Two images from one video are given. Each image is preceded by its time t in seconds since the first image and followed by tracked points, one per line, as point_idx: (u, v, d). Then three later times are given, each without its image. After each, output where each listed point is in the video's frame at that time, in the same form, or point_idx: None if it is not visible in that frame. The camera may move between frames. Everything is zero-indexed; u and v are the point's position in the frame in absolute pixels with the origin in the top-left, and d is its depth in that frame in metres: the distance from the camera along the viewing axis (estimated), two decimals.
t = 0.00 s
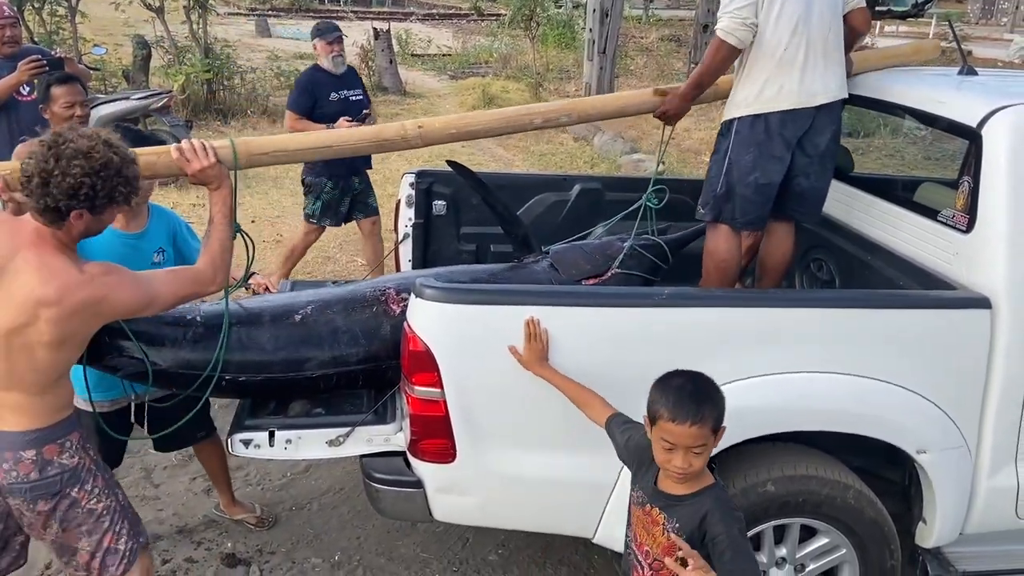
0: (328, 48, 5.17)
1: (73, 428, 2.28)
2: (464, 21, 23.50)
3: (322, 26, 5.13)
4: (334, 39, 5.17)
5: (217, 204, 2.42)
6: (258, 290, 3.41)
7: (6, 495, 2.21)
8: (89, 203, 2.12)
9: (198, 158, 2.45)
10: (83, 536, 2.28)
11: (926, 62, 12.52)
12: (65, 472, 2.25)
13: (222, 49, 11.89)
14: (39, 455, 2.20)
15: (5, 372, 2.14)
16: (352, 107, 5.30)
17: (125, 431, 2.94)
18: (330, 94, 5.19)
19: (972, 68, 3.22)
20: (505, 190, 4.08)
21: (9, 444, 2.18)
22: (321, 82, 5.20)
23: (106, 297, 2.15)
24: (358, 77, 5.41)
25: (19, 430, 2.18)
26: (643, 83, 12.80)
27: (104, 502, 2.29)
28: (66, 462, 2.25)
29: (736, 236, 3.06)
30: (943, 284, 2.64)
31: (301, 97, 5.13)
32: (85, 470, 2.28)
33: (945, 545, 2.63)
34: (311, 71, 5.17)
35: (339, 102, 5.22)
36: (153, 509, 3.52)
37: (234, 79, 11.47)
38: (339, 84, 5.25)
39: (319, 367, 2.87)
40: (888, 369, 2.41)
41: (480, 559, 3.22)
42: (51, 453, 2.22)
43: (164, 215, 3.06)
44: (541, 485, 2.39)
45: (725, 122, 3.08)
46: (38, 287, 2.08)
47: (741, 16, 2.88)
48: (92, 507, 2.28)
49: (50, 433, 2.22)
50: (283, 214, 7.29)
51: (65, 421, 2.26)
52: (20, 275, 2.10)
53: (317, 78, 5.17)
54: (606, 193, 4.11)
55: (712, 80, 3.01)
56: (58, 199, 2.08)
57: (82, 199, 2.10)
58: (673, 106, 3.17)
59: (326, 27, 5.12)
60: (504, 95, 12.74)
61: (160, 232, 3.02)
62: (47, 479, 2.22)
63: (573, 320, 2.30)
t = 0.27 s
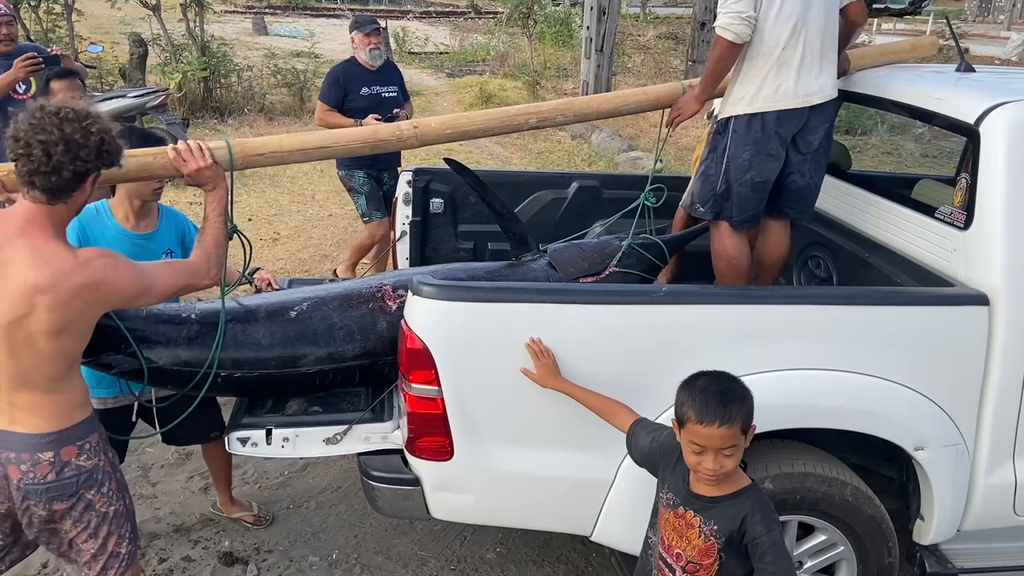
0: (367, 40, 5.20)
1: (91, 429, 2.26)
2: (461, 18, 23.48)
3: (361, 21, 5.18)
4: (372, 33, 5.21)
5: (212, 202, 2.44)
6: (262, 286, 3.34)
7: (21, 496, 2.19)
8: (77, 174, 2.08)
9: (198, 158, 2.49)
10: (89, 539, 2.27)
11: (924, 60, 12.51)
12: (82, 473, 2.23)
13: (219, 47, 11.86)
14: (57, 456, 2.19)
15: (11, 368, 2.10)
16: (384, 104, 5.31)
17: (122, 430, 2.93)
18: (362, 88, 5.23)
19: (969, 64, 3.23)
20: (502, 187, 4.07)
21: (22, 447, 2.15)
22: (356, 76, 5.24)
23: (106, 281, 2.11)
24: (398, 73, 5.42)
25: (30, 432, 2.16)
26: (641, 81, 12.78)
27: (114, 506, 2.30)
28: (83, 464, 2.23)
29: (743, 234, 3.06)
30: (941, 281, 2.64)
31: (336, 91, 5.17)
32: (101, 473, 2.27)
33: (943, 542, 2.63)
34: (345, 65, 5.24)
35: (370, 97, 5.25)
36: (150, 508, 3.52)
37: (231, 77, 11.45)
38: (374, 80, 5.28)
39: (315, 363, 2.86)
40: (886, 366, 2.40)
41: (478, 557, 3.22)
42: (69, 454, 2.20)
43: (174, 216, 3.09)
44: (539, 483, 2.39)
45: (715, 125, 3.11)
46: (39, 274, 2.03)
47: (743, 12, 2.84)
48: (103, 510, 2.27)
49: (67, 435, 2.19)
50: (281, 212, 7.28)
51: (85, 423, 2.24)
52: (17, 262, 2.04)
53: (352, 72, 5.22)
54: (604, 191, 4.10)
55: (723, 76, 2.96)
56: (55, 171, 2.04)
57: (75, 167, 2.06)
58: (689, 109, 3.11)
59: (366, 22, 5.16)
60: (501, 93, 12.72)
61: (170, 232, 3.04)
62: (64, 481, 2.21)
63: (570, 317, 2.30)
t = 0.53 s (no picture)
0: (390, 45, 5.22)
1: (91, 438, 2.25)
2: (458, 17, 23.47)
3: (385, 24, 5.21)
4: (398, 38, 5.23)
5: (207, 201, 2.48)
6: (262, 284, 3.36)
7: (24, 514, 2.15)
8: (41, 155, 2.07)
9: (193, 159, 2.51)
10: (82, 552, 2.25)
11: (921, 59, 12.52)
12: (86, 485, 2.22)
13: (216, 45, 11.84)
14: (64, 469, 2.16)
15: (14, 369, 2.05)
16: (406, 108, 5.32)
17: (117, 430, 2.92)
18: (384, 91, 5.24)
19: (965, 64, 3.23)
20: (498, 186, 4.07)
21: (26, 461, 2.11)
22: (381, 80, 5.26)
23: (106, 262, 2.12)
24: (423, 79, 5.43)
25: (35, 444, 2.12)
26: (638, 79, 12.78)
27: (108, 517, 2.29)
28: (86, 475, 2.22)
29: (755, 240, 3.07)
30: (936, 280, 2.64)
31: (357, 94, 5.20)
32: (101, 484, 2.27)
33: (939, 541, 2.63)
34: (369, 69, 5.27)
35: (392, 101, 5.25)
36: (146, 507, 3.51)
37: (228, 75, 11.43)
38: (397, 84, 5.29)
39: (311, 363, 2.86)
40: (881, 365, 2.41)
41: (474, 556, 3.22)
42: (74, 466, 2.18)
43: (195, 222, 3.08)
44: (535, 482, 2.39)
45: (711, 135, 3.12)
46: (43, 261, 2.01)
47: (737, 21, 2.83)
48: (99, 523, 2.27)
49: (72, 445, 2.17)
50: (277, 210, 7.27)
51: (84, 434, 2.22)
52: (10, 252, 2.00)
53: (374, 76, 5.25)
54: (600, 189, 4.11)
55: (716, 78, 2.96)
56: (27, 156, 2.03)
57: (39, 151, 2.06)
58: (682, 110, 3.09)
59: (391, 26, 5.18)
60: (498, 91, 12.71)
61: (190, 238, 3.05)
62: (70, 494, 2.18)
63: (566, 316, 2.30)
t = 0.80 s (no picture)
0: (408, 48, 5.22)
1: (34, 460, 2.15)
2: (456, 16, 23.46)
3: (402, 28, 5.18)
4: (413, 41, 5.21)
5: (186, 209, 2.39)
6: (259, 283, 3.35)
7: None
8: None
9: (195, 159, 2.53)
10: None
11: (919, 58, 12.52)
12: (31, 507, 2.12)
13: (213, 44, 11.82)
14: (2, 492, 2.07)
15: None
16: (430, 110, 5.29)
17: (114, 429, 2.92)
18: (405, 94, 5.22)
19: (962, 62, 3.23)
20: (496, 184, 4.07)
21: None
22: (402, 84, 5.25)
23: (45, 272, 2.02)
24: (444, 81, 5.42)
25: None
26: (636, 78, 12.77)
27: (67, 537, 2.20)
28: (30, 497, 2.11)
29: (749, 238, 3.07)
30: (934, 278, 2.64)
31: (380, 100, 5.18)
32: (51, 504, 2.16)
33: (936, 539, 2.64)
34: (389, 74, 5.24)
35: (415, 106, 5.23)
36: (143, 506, 3.50)
37: (225, 74, 11.41)
38: (418, 88, 5.27)
39: (309, 362, 2.85)
40: (879, 364, 2.41)
41: (471, 555, 3.22)
42: (13, 489, 2.08)
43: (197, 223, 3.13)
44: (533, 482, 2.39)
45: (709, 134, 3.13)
46: None
47: (746, 29, 2.80)
48: (54, 546, 2.17)
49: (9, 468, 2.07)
50: (274, 209, 7.26)
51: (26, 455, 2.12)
52: None
53: (395, 81, 5.23)
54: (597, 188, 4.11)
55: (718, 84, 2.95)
56: None
57: None
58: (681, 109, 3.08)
59: (406, 30, 5.16)
60: (496, 90, 12.71)
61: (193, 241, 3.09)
62: (12, 518, 2.08)
63: (563, 316, 2.30)
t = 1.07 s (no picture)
0: (430, 49, 5.20)
1: None
2: (454, 15, 23.44)
3: (424, 28, 5.15)
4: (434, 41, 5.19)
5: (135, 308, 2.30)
6: (254, 282, 3.34)
7: None
8: None
9: (195, 174, 2.58)
10: None
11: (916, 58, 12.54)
12: None
13: (210, 42, 11.81)
14: None
15: None
16: (451, 112, 5.29)
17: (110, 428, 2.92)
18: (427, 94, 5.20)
19: (960, 62, 3.23)
20: (493, 183, 4.07)
21: None
22: (424, 85, 5.23)
23: None
24: (465, 81, 5.41)
25: None
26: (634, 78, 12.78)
27: None
28: None
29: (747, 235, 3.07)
30: (931, 278, 2.64)
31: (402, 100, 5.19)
32: None
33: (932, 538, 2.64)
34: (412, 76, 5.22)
35: (436, 107, 5.22)
36: (140, 505, 3.50)
37: (222, 72, 11.40)
38: (440, 89, 5.26)
39: (306, 362, 2.85)
40: (876, 364, 2.41)
41: (469, 554, 3.22)
42: None
43: (190, 221, 3.14)
44: (530, 482, 2.39)
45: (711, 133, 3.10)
46: None
47: (753, 33, 2.80)
48: None
49: None
50: (272, 207, 7.26)
51: None
52: None
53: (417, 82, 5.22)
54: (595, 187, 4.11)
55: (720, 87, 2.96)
56: None
57: None
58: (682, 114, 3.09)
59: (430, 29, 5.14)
60: (493, 89, 12.71)
61: (186, 240, 3.11)
62: None
63: (561, 316, 2.30)
